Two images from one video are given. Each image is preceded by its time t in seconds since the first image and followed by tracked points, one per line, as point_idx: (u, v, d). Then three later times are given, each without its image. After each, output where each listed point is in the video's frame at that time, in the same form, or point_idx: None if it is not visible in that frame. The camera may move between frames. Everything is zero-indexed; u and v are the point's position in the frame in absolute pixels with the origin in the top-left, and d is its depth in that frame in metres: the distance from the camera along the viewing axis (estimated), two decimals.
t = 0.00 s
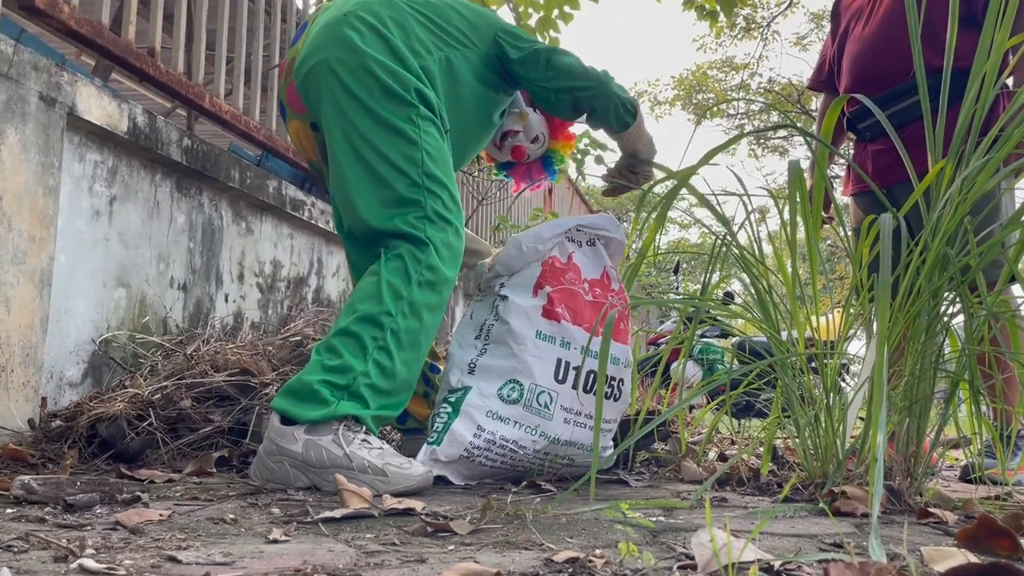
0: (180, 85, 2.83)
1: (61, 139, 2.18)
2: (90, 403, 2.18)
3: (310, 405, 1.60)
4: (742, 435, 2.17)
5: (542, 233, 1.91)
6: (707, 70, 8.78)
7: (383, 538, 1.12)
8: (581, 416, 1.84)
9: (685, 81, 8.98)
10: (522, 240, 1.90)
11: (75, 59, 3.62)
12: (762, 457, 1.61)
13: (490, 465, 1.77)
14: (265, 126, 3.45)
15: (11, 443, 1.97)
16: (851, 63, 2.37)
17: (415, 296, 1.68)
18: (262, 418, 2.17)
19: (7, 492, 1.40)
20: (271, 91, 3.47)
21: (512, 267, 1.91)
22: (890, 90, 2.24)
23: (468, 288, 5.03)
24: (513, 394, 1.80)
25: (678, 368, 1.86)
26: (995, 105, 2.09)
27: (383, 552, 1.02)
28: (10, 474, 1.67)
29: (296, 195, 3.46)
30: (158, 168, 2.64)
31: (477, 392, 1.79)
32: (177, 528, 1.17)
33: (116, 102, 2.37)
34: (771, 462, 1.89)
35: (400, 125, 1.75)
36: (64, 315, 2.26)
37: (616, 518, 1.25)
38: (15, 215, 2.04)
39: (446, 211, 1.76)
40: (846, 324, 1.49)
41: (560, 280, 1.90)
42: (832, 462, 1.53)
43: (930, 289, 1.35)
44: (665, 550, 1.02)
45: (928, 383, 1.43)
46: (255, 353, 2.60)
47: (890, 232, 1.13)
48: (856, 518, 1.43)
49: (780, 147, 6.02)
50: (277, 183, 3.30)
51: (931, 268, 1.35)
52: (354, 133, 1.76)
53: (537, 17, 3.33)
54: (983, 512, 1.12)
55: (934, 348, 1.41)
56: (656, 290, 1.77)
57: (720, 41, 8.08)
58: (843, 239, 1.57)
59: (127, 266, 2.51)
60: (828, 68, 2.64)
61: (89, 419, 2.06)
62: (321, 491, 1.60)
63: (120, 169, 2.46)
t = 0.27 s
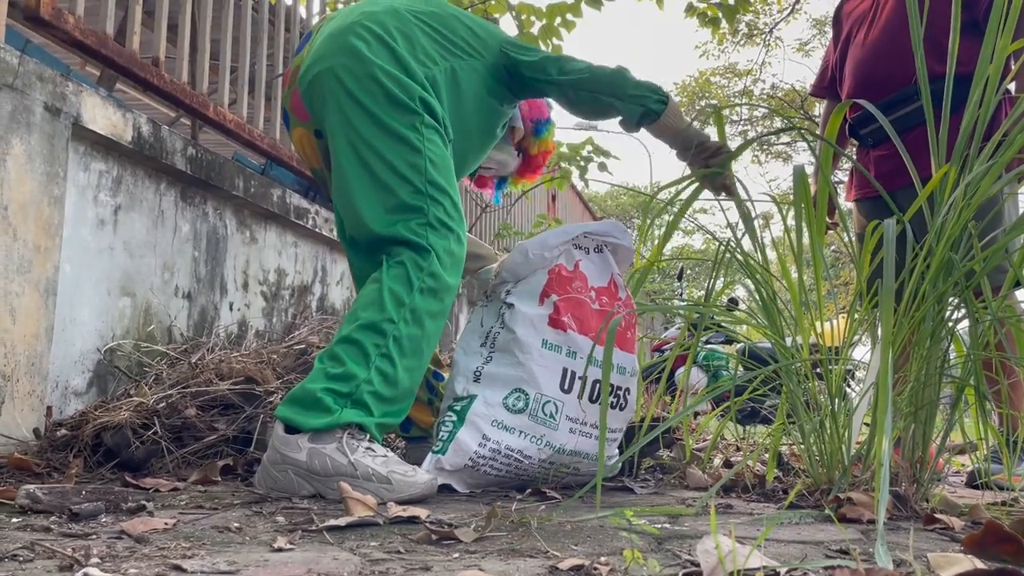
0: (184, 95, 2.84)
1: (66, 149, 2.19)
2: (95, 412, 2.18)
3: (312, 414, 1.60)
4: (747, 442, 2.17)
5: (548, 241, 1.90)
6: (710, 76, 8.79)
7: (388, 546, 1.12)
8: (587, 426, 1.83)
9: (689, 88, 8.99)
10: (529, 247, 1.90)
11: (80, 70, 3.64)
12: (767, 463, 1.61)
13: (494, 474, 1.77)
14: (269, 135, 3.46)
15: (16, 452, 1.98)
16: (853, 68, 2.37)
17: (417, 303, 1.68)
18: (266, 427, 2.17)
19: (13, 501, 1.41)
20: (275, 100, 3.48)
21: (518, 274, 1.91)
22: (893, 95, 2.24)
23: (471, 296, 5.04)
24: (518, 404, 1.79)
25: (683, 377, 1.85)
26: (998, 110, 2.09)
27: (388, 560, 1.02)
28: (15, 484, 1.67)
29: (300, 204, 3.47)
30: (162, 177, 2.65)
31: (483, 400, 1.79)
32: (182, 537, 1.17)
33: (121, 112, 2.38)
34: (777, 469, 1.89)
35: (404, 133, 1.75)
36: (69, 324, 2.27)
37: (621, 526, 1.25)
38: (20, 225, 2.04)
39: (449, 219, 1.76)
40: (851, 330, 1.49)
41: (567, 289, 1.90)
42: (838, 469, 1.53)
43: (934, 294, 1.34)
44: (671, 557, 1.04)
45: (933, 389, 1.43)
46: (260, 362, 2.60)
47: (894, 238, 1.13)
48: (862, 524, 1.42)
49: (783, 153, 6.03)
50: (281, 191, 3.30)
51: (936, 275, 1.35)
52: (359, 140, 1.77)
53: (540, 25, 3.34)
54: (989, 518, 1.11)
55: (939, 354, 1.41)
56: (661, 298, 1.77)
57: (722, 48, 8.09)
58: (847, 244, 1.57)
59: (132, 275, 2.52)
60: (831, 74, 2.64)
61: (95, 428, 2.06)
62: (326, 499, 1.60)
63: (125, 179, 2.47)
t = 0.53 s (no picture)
0: (188, 101, 2.85)
1: (70, 155, 2.20)
2: (100, 418, 2.18)
3: (312, 415, 1.60)
4: (752, 446, 2.16)
5: (554, 246, 1.91)
6: (712, 80, 8.80)
7: (392, 550, 1.12)
8: (592, 432, 1.83)
9: (691, 91, 8.98)
10: (535, 251, 1.90)
11: (84, 76, 3.65)
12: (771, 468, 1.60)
13: (499, 479, 1.77)
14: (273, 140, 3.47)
15: (21, 458, 1.98)
16: (855, 72, 2.37)
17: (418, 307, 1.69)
18: (270, 432, 2.17)
19: (18, 507, 1.41)
20: (278, 105, 3.49)
21: (524, 278, 1.91)
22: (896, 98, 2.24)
23: (475, 300, 5.04)
24: (523, 410, 1.80)
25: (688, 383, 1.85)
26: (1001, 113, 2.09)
27: (392, 565, 1.02)
28: (20, 489, 1.67)
29: (304, 209, 3.48)
30: (167, 183, 2.65)
31: (488, 406, 1.79)
32: (187, 542, 1.17)
33: (125, 118, 2.39)
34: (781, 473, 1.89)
35: (415, 137, 1.76)
36: (73, 330, 2.27)
37: (626, 530, 1.25)
38: (25, 231, 2.05)
39: (451, 228, 1.76)
40: (855, 333, 1.49)
41: (572, 294, 1.90)
42: (843, 473, 1.52)
43: (939, 297, 1.34)
44: (677, 561, 1.04)
45: (939, 393, 1.42)
46: (264, 367, 2.60)
47: (898, 241, 1.12)
48: (867, 528, 1.42)
49: (786, 157, 6.03)
50: (285, 197, 3.31)
51: (940, 278, 1.34)
52: (369, 139, 1.77)
53: (543, 30, 3.34)
54: (995, 521, 1.11)
55: (944, 357, 1.40)
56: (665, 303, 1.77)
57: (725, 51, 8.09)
58: (851, 247, 1.57)
59: (136, 280, 2.52)
60: (834, 79, 2.65)
61: (99, 433, 2.06)
62: (330, 503, 1.60)
63: (129, 184, 2.48)
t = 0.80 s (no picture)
0: (193, 104, 2.85)
1: (76, 160, 2.21)
2: (105, 421, 2.18)
3: (320, 416, 1.59)
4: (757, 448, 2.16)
5: (552, 248, 1.90)
6: (716, 82, 8.80)
7: (397, 554, 1.12)
8: (594, 430, 1.83)
9: (695, 93, 8.98)
10: (533, 254, 1.90)
11: (89, 81, 3.66)
12: (777, 470, 1.60)
13: (503, 480, 1.77)
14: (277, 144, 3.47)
15: (26, 462, 1.98)
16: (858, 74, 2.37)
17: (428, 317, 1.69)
18: (275, 435, 2.17)
19: (23, 510, 1.41)
20: (283, 109, 3.49)
21: (523, 280, 1.91)
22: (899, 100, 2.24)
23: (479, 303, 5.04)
24: (526, 409, 1.79)
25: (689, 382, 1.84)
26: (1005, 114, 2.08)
27: (397, 568, 1.02)
28: (26, 493, 1.67)
29: (309, 212, 3.48)
30: (172, 187, 2.66)
31: (491, 407, 1.79)
32: (192, 545, 1.17)
33: (130, 122, 2.40)
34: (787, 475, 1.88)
35: (438, 147, 1.78)
36: (79, 333, 2.27)
37: (631, 533, 1.25)
38: (30, 235, 2.06)
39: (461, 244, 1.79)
40: (860, 335, 1.49)
41: (571, 294, 1.89)
42: (848, 475, 1.52)
43: (944, 298, 1.34)
44: (682, 564, 1.04)
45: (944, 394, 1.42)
46: (269, 370, 2.61)
47: (903, 243, 1.12)
48: (873, 530, 1.42)
49: (790, 159, 6.02)
50: (289, 200, 3.32)
51: (946, 279, 1.34)
52: (393, 143, 1.78)
53: (546, 32, 3.35)
54: (1002, 524, 1.11)
55: (950, 359, 1.40)
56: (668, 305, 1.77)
57: (729, 53, 8.09)
58: (855, 249, 1.56)
59: (141, 284, 2.53)
60: (839, 82, 2.65)
61: (104, 436, 2.06)
62: (337, 506, 1.60)
63: (134, 188, 2.49)
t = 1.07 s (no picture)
0: (197, 105, 2.86)
1: (80, 161, 2.21)
2: (110, 421, 2.19)
3: (318, 417, 1.59)
4: (761, 448, 2.16)
5: (550, 247, 1.90)
6: (720, 82, 8.79)
7: (401, 554, 1.12)
8: (597, 426, 1.83)
9: (699, 93, 8.97)
10: (531, 254, 1.90)
11: (94, 82, 3.67)
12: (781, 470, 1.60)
13: (507, 479, 1.77)
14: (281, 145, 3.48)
15: (32, 462, 1.99)
16: (862, 73, 2.37)
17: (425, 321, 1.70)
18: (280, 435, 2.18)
19: (29, 510, 1.42)
20: (287, 110, 3.50)
21: (521, 281, 1.91)
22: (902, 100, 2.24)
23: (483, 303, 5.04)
24: (528, 408, 1.79)
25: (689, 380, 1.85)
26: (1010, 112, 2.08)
27: (402, 569, 1.03)
28: (31, 493, 1.68)
29: (312, 213, 3.49)
30: (176, 188, 2.66)
31: (493, 406, 1.79)
32: (197, 546, 1.18)
33: (134, 124, 2.40)
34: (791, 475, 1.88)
35: (439, 152, 1.81)
36: (84, 334, 2.28)
37: (636, 533, 1.25)
38: (36, 236, 2.06)
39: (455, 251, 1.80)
40: (865, 335, 1.48)
41: (570, 293, 1.89)
42: (853, 476, 1.52)
43: (949, 297, 1.34)
44: (687, 564, 1.04)
45: (950, 394, 1.41)
46: (273, 371, 2.61)
47: (907, 243, 1.12)
48: (878, 531, 1.41)
49: (795, 158, 6.01)
50: (293, 201, 3.32)
51: (950, 279, 1.34)
52: (396, 145, 1.79)
53: (550, 33, 3.35)
54: (1007, 524, 1.10)
55: (955, 359, 1.39)
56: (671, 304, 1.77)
57: (733, 53, 8.08)
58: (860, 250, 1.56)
59: (146, 284, 2.53)
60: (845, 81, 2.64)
61: (109, 437, 2.06)
62: (341, 507, 1.60)
63: (139, 190, 2.49)
